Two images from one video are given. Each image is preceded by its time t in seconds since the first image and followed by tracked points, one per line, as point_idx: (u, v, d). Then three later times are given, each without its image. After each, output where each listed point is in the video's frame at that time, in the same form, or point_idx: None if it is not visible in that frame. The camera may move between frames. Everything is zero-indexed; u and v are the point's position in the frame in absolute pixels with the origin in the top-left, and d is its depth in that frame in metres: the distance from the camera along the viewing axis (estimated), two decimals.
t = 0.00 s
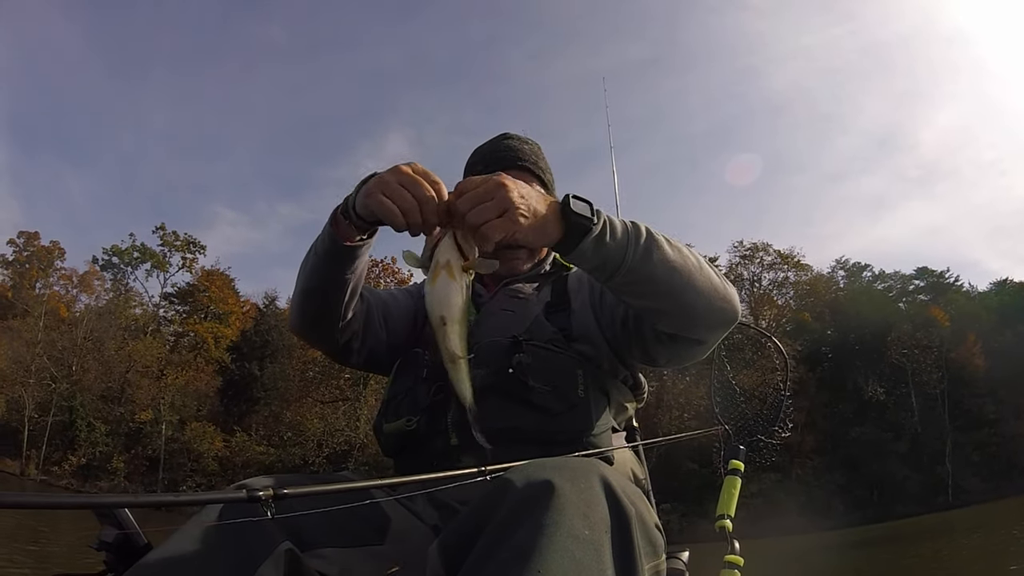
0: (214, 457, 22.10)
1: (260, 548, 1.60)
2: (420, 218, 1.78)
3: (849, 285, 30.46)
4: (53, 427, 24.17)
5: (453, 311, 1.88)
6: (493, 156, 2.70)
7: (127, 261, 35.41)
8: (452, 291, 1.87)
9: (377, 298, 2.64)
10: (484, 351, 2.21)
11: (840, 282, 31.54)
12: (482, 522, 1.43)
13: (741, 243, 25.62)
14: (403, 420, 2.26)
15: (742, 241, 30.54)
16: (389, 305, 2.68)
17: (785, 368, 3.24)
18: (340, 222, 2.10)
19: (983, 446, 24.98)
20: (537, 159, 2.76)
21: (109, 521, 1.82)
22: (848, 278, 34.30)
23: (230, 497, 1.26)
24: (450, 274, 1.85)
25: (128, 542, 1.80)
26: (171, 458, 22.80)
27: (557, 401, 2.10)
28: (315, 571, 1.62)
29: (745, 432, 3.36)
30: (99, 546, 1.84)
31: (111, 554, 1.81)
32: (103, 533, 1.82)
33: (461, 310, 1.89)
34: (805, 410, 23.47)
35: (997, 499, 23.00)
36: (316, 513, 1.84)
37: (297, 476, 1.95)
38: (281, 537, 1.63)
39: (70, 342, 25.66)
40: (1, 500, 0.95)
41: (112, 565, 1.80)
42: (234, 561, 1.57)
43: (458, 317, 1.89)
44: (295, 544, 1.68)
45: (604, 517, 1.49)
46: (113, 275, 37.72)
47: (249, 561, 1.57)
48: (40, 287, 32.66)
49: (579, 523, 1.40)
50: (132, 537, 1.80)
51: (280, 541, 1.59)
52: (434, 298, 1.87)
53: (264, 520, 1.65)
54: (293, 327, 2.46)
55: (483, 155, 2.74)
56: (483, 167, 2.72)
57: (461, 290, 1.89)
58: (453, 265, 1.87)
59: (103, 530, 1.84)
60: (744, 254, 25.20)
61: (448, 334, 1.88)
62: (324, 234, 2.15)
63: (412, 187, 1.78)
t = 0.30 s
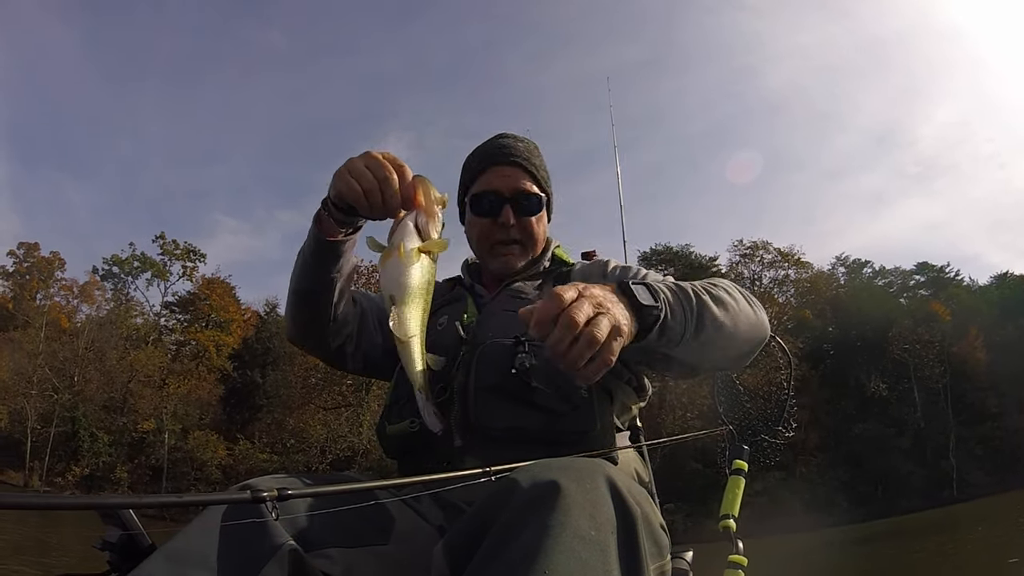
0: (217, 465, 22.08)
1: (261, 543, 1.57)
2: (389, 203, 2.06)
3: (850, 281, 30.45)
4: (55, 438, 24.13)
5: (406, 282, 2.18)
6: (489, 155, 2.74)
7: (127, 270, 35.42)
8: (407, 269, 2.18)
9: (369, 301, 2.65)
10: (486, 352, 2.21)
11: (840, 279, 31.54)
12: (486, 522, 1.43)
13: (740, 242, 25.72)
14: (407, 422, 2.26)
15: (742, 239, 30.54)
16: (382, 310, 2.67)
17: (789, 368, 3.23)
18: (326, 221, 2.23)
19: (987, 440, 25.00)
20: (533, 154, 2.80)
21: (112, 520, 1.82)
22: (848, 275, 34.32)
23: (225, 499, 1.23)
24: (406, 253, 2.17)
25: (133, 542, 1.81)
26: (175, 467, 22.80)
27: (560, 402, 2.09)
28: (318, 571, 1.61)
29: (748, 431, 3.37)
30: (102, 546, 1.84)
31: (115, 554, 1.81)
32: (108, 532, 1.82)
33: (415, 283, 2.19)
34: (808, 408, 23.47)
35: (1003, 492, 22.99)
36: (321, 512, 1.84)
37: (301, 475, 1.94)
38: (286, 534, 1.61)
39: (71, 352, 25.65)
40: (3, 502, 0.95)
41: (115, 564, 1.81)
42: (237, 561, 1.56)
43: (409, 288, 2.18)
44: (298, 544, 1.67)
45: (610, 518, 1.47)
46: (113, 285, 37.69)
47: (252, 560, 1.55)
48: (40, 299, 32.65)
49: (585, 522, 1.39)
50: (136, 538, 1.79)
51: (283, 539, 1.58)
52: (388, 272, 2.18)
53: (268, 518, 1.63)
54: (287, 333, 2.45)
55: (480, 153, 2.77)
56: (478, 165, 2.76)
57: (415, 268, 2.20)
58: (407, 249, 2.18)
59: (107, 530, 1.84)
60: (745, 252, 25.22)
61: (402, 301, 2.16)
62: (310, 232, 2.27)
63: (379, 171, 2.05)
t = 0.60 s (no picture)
0: (220, 474, 22.00)
1: (260, 543, 1.57)
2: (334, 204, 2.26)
3: (849, 278, 30.52)
4: (57, 450, 24.11)
5: (319, 297, 2.24)
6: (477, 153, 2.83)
7: (126, 281, 35.42)
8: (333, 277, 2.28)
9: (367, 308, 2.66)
10: (491, 353, 2.21)
11: (839, 276, 31.60)
12: (494, 523, 1.44)
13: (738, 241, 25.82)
14: (413, 422, 2.26)
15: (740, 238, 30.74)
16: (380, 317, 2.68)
17: (791, 367, 3.23)
18: (301, 236, 2.40)
19: (988, 433, 25.04)
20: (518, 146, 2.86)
21: (113, 520, 1.81)
22: (846, 272, 34.39)
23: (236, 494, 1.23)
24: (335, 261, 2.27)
25: (135, 543, 1.80)
26: (176, 476, 22.69)
27: (567, 401, 2.09)
28: (319, 571, 1.61)
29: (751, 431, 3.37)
30: (105, 545, 1.84)
31: (117, 555, 1.81)
32: (109, 533, 1.83)
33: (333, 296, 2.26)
34: (809, 405, 23.50)
35: (1007, 484, 22.99)
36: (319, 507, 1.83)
37: (305, 471, 1.94)
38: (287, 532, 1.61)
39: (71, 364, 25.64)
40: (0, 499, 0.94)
41: (119, 564, 1.82)
42: (237, 562, 1.55)
43: (324, 300, 2.24)
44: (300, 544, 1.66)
45: (617, 520, 1.47)
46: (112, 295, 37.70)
47: (251, 558, 1.55)
48: (40, 310, 32.64)
49: (592, 524, 1.39)
50: (137, 538, 1.80)
51: (284, 538, 1.57)
52: (311, 279, 2.27)
53: (269, 517, 1.63)
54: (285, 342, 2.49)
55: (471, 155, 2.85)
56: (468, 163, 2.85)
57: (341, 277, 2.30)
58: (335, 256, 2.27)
59: (109, 529, 1.84)
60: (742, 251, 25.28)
61: (310, 315, 2.25)
62: (290, 251, 2.44)
63: (327, 175, 2.24)
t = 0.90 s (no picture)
0: (219, 476, 22.00)
1: (254, 543, 1.59)
2: (317, 232, 2.23)
3: (848, 276, 30.50)
4: (57, 453, 24.17)
5: (319, 325, 2.38)
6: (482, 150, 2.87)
7: (125, 283, 35.39)
8: (325, 306, 2.40)
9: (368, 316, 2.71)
10: (490, 355, 2.22)
11: (838, 274, 31.62)
12: (494, 520, 1.46)
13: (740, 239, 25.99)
14: (413, 423, 2.27)
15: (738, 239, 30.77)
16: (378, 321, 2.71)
17: (789, 367, 3.23)
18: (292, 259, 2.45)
19: (987, 431, 25.08)
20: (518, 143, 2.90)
21: (111, 520, 1.82)
22: (845, 270, 34.46)
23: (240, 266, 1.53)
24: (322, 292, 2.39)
25: (132, 544, 1.80)
26: (175, 478, 22.66)
27: (565, 401, 2.08)
28: (318, 571, 1.64)
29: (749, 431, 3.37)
30: (100, 546, 1.84)
31: (114, 555, 1.81)
32: (105, 533, 1.82)
33: (330, 324, 2.39)
34: (808, 404, 23.55)
35: (1007, 483, 23.00)
36: (315, 501, 1.86)
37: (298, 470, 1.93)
38: (281, 531, 1.63)
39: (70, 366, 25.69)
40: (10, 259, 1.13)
41: (115, 565, 1.81)
42: (234, 562, 1.57)
43: (322, 325, 2.38)
44: (295, 542, 1.68)
45: (617, 519, 1.47)
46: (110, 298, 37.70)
47: (248, 556, 1.58)
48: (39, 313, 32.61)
49: (591, 523, 1.40)
50: (135, 539, 1.79)
51: (280, 538, 1.60)
52: (306, 308, 2.40)
53: (265, 515, 1.66)
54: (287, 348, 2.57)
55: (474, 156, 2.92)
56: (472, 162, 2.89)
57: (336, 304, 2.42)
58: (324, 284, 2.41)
59: (105, 529, 1.84)
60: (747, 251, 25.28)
61: (314, 345, 2.38)
62: (285, 276, 2.48)
63: (312, 200, 2.22)
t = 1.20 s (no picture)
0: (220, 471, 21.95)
1: (250, 543, 1.59)
2: (320, 243, 2.35)
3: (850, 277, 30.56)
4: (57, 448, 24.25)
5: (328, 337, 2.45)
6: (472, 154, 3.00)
7: (126, 279, 35.50)
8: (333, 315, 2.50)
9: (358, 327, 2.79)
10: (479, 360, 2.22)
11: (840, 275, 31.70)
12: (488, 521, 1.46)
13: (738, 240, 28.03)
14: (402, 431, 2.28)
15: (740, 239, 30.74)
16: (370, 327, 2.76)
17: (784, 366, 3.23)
18: (292, 277, 2.58)
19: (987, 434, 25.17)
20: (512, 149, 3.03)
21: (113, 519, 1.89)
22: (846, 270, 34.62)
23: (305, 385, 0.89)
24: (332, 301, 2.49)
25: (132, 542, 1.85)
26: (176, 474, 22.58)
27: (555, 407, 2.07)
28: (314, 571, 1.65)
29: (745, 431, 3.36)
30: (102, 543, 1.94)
31: (113, 553, 1.95)
32: (105, 532, 1.97)
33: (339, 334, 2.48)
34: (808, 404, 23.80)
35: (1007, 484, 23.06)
36: (308, 500, 1.88)
37: (291, 471, 1.92)
38: (278, 529, 1.62)
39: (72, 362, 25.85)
40: None
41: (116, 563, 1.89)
42: (231, 560, 1.59)
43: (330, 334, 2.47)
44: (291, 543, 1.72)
45: (611, 523, 1.44)
46: (111, 294, 37.72)
47: (244, 554, 1.58)
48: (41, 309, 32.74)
49: (581, 524, 1.40)
50: (130, 539, 1.95)
51: (275, 534, 1.59)
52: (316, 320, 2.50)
53: (261, 514, 1.65)
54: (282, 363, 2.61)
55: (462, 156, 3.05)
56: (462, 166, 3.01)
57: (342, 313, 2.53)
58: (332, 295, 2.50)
59: (105, 529, 2.00)
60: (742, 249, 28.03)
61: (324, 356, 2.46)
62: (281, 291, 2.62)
63: (310, 216, 2.34)
